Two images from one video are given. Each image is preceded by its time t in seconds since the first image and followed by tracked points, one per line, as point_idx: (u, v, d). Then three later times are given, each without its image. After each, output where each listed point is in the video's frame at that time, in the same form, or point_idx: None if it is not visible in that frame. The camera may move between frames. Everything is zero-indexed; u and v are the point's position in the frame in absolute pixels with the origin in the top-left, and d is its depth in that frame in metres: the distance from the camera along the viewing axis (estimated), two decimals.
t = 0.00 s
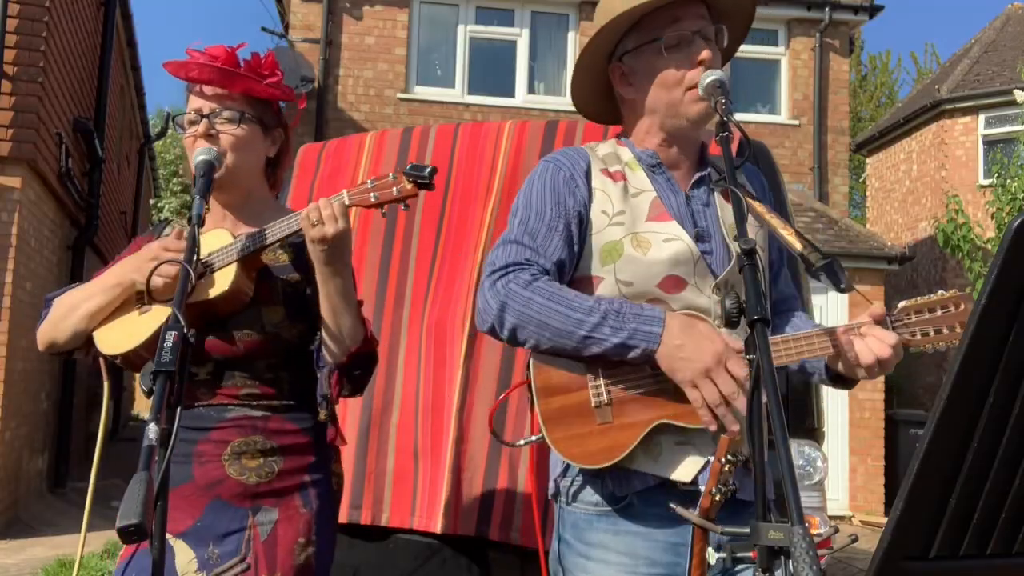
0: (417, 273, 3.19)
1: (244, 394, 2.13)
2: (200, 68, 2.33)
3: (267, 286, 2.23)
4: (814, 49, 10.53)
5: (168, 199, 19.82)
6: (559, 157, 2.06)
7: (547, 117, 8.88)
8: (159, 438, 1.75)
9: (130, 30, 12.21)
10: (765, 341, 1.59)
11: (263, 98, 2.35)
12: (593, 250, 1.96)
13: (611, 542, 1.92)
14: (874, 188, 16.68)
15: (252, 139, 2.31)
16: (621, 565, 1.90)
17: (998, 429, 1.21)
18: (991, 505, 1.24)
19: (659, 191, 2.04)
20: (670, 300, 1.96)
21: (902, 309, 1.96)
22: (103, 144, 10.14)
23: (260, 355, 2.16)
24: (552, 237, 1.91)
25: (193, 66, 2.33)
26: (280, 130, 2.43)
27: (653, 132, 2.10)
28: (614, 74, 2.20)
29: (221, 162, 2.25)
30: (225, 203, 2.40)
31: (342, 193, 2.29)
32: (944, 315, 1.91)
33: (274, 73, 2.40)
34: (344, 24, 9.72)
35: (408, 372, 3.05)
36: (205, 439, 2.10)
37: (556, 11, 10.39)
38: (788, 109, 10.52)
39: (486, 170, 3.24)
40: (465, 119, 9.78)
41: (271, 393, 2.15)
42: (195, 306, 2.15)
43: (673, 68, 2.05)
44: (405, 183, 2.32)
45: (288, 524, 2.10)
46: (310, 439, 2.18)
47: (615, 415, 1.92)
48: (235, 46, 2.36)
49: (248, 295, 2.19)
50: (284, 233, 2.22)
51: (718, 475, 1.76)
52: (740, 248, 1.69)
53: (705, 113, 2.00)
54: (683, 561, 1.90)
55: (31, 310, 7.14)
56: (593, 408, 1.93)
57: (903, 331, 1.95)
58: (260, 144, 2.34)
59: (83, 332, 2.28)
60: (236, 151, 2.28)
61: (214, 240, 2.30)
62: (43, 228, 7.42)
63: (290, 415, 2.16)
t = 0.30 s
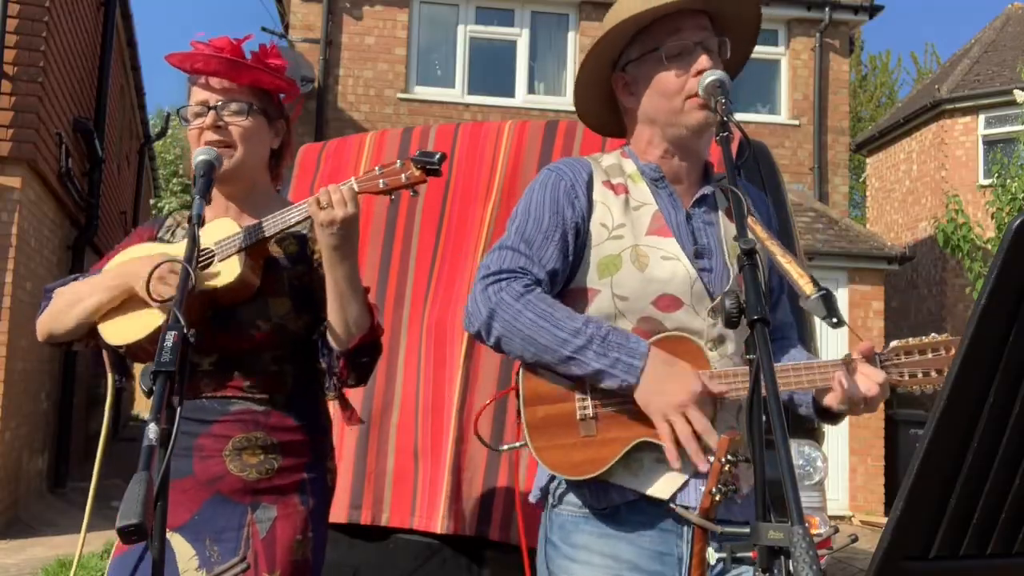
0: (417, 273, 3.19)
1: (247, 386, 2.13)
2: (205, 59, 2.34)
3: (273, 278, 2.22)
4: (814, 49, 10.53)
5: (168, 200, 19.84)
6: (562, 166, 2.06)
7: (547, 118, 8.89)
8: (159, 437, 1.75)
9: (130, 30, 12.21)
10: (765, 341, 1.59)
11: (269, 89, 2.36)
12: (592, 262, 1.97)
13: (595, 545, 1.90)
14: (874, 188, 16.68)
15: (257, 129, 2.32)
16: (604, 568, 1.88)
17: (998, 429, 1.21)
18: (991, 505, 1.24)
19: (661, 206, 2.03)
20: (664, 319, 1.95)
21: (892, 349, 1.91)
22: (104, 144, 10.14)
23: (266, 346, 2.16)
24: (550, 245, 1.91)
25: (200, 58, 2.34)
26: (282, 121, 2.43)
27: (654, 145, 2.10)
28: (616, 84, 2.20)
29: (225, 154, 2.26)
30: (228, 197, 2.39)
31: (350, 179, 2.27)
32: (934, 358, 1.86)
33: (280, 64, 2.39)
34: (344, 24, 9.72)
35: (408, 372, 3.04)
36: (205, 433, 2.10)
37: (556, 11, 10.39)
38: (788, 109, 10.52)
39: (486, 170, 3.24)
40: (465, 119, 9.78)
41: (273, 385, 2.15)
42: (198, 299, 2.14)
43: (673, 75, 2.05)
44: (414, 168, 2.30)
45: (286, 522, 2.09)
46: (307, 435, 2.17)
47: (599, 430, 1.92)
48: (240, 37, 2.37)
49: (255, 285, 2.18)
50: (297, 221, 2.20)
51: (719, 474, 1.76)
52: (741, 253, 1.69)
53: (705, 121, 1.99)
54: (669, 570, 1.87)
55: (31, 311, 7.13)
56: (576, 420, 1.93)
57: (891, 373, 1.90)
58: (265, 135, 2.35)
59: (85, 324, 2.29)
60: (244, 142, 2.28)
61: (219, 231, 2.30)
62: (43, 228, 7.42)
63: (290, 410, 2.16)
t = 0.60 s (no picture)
0: (416, 273, 3.19)
1: (237, 391, 2.14)
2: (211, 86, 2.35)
3: (269, 285, 2.25)
4: (814, 49, 10.53)
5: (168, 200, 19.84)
6: (546, 161, 2.11)
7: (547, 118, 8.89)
8: (159, 437, 1.76)
9: (130, 30, 12.20)
10: (765, 341, 1.59)
11: (273, 112, 2.38)
12: (571, 253, 2.01)
13: (596, 531, 1.93)
14: (874, 188, 16.68)
15: (264, 152, 2.35)
16: (603, 555, 1.91)
17: (998, 429, 1.21)
18: (991, 505, 1.24)
19: (644, 194, 2.03)
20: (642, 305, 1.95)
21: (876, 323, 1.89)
22: (104, 144, 10.13)
23: (258, 352, 2.17)
24: (519, 241, 2.00)
25: (206, 85, 2.35)
26: (287, 140, 2.45)
27: (647, 127, 2.10)
28: (616, 60, 2.22)
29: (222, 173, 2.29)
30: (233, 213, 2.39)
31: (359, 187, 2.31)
32: (914, 332, 1.82)
33: (286, 89, 2.43)
34: (344, 24, 9.72)
35: (408, 372, 3.05)
36: (195, 445, 2.10)
37: (556, 11, 10.39)
38: (788, 109, 10.52)
39: (486, 170, 3.24)
40: (465, 119, 9.78)
41: (262, 390, 2.17)
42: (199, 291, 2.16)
43: (674, 62, 2.04)
44: (419, 184, 2.37)
45: (279, 529, 2.11)
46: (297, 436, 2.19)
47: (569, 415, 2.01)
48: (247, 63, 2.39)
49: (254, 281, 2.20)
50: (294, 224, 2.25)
51: (718, 475, 1.76)
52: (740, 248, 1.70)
53: (699, 110, 2.00)
54: (667, 557, 1.88)
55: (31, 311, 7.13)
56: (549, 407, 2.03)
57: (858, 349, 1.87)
58: (271, 156, 2.38)
59: (81, 308, 2.27)
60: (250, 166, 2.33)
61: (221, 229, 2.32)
62: (43, 228, 7.42)
63: (279, 419, 2.18)
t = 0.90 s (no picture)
0: (417, 273, 3.19)
1: (213, 398, 2.22)
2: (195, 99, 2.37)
3: (249, 297, 2.32)
4: (814, 49, 10.52)
5: (169, 200, 19.81)
6: (551, 170, 2.13)
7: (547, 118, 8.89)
8: (159, 438, 1.75)
9: (130, 29, 12.20)
10: (764, 340, 1.59)
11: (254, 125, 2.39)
12: (574, 257, 2.03)
13: (599, 528, 1.93)
14: (874, 188, 16.67)
15: (247, 162, 2.38)
16: (607, 553, 1.90)
17: (997, 429, 1.21)
18: (991, 505, 1.24)
19: (645, 196, 2.03)
20: (638, 308, 1.97)
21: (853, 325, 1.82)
22: (103, 144, 10.13)
23: (237, 360, 2.25)
24: (526, 247, 2.02)
25: (191, 98, 2.37)
26: (272, 151, 2.47)
27: (652, 133, 2.11)
28: (616, 70, 2.21)
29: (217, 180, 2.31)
30: (218, 222, 2.44)
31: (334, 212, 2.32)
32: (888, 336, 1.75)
33: (267, 102, 2.44)
34: (344, 24, 9.72)
35: (409, 372, 3.05)
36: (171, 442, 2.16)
37: (556, 11, 10.40)
38: (788, 109, 10.52)
39: (486, 169, 3.24)
40: (465, 119, 9.78)
41: (239, 397, 2.25)
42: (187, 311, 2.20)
43: (672, 71, 2.04)
44: (394, 210, 2.36)
45: (250, 526, 2.19)
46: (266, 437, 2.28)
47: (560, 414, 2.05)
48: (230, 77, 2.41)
49: (232, 305, 2.25)
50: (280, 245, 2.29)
51: (718, 475, 1.77)
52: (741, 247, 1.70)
53: (701, 115, 2.00)
54: (669, 556, 1.88)
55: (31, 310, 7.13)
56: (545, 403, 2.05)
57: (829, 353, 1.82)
58: (255, 166, 2.40)
59: (67, 321, 2.37)
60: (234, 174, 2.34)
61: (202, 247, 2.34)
62: (43, 228, 7.42)
63: (252, 423, 2.26)
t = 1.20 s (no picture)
0: (416, 273, 3.19)
1: (205, 385, 2.23)
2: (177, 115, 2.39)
3: (235, 288, 2.33)
4: (814, 49, 10.53)
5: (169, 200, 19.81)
6: (549, 180, 2.13)
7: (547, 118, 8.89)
8: (159, 437, 1.75)
9: (130, 29, 12.20)
10: (765, 342, 1.59)
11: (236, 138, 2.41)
12: (568, 268, 2.03)
13: (578, 532, 1.93)
14: (874, 188, 16.67)
15: (230, 173, 2.39)
16: (585, 559, 1.90)
17: (998, 429, 1.21)
18: (991, 505, 1.24)
19: (643, 212, 2.03)
20: (634, 323, 1.96)
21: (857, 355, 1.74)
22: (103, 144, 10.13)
23: (225, 349, 2.25)
24: (519, 258, 2.03)
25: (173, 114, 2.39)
26: (250, 159, 2.49)
27: (650, 148, 2.10)
28: (615, 84, 2.21)
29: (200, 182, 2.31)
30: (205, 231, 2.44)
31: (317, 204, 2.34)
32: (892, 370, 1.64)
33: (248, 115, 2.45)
34: (344, 24, 9.72)
35: (409, 372, 3.04)
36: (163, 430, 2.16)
37: (556, 11, 10.40)
38: (787, 109, 10.52)
39: (486, 169, 3.24)
40: (465, 119, 9.78)
41: (228, 386, 2.25)
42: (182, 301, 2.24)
43: (669, 81, 2.04)
44: (373, 200, 2.39)
45: (242, 509, 2.20)
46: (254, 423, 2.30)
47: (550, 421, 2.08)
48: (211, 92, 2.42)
49: (220, 293, 2.28)
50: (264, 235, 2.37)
51: (719, 474, 1.77)
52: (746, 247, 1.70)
53: (697, 129, 2.00)
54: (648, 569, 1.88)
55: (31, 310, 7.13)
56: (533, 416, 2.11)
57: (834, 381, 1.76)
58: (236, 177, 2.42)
59: (64, 312, 2.38)
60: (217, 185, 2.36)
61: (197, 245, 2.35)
62: (43, 228, 7.42)
63: (242, 411, 2.28)
